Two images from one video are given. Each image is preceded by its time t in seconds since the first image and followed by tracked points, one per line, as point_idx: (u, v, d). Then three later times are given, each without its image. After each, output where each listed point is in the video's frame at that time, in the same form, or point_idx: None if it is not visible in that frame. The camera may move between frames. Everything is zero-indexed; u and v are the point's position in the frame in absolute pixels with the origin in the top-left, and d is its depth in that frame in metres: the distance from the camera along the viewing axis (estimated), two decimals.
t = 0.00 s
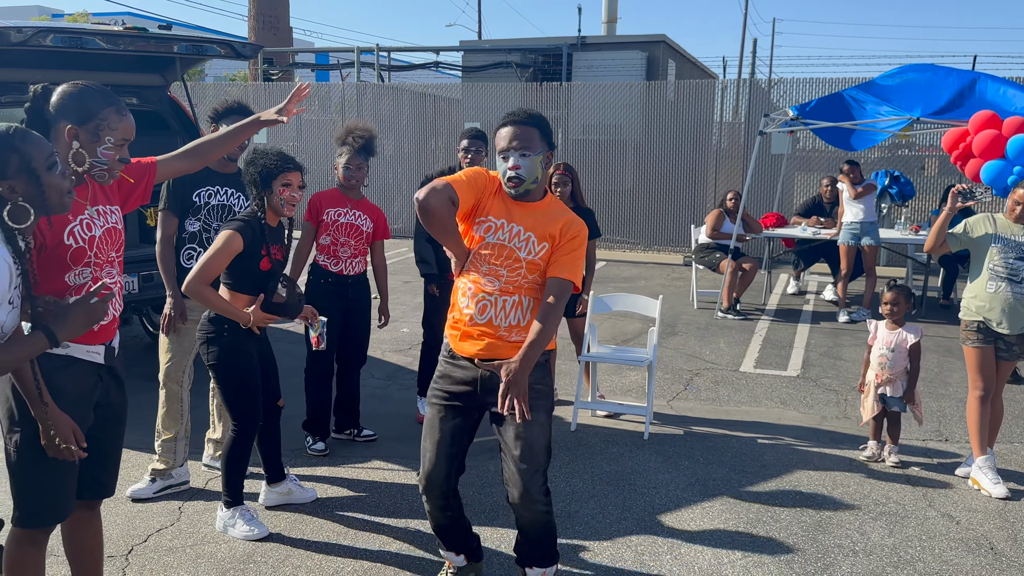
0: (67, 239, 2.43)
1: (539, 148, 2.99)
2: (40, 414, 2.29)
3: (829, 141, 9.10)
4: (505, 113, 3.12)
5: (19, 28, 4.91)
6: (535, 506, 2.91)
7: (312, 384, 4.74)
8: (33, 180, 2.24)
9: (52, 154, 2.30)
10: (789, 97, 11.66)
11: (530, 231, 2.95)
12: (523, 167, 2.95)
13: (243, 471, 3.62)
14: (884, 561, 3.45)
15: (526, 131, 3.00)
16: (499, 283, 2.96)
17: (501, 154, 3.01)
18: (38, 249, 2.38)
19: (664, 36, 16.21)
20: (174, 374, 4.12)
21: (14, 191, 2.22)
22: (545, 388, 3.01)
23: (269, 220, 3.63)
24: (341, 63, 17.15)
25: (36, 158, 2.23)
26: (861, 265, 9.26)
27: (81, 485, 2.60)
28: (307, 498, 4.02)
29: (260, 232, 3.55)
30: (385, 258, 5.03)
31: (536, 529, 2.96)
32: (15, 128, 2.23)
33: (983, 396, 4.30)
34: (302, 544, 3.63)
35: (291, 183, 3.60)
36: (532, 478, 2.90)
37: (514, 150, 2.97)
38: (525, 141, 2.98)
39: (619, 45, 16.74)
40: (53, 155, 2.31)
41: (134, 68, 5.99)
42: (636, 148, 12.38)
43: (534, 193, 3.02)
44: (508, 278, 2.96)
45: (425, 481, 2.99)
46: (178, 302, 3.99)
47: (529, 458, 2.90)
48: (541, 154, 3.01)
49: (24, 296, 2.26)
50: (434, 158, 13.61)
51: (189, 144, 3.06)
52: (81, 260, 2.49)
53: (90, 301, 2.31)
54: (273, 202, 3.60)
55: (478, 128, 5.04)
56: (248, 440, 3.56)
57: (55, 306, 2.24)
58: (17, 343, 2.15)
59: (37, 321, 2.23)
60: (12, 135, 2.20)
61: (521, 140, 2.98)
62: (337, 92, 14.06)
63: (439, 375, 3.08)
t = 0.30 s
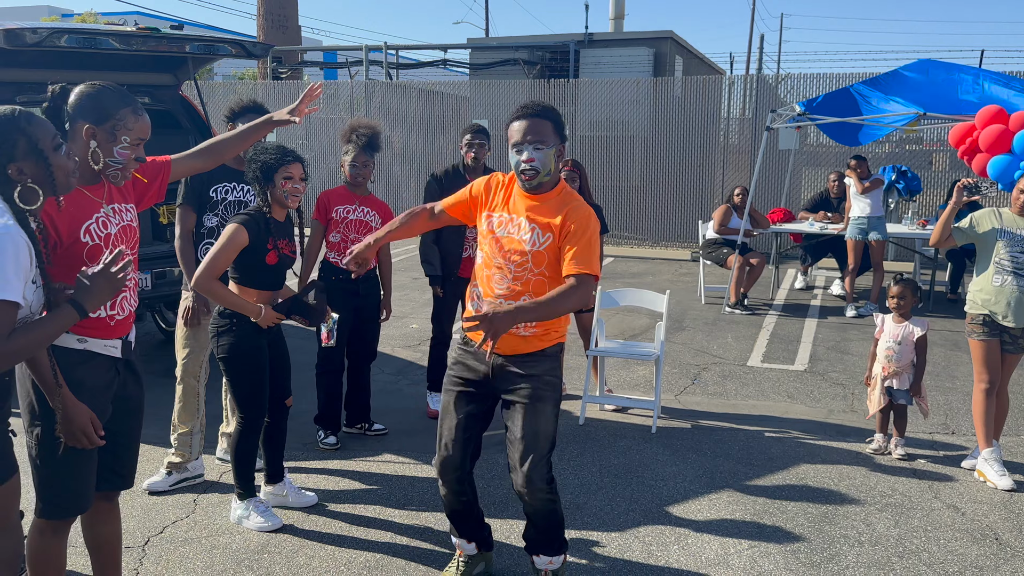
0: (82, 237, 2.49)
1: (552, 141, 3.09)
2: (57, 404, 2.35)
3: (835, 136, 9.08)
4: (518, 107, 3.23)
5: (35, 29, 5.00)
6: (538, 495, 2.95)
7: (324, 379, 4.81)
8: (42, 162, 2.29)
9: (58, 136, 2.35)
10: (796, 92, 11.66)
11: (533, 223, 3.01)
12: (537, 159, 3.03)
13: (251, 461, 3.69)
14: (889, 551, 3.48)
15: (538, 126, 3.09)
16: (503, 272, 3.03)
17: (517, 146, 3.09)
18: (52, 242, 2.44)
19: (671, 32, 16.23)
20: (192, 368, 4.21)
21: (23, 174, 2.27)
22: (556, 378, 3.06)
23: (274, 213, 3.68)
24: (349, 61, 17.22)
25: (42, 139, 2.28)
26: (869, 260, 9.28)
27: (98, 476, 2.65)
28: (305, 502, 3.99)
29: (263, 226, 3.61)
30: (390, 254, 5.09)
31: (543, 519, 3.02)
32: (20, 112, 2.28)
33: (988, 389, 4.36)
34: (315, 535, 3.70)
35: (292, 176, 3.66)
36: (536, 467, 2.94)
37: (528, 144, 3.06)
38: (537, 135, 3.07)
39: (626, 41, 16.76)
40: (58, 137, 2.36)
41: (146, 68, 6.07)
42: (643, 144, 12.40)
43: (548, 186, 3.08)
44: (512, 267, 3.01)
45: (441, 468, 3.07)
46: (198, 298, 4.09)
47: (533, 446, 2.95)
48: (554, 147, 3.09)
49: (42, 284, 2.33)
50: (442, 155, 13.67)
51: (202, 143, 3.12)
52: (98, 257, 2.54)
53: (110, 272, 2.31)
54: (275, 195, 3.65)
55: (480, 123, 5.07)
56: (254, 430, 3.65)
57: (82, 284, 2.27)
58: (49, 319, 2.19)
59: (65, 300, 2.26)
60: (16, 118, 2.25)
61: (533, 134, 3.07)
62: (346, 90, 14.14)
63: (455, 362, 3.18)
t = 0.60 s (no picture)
0: (95, 232, 2.54)
1: (537, 145, 3.13)
2: (66, 395, 2.40)
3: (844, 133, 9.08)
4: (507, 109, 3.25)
5: (48, 30, 5.08)
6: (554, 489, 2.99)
7: (333, 375, 4.87)
8: (33, 139, 2.36)
9: (48, 115, 2.42)
10: (804, 89, 11.66)
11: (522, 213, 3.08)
12: (523, 162, 3.09)
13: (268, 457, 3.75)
14: (892, 544, 3.51)
15: (524, 130, 3.13)
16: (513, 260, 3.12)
17: (505, 150, 3.14)
18: (61, 238, 2.48)
19: (678, 30, 16.23)
20: (206, 364, 4.27)
21: (17, 152, 2.33)
22: (577, 372, 3.08)
23: (282, 210, 3.77)
24: (357, 61, 17.30)
25: (34, 116, 2.35)
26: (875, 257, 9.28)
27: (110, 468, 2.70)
28: (309, 496, 4.03)
29: (271, 218, 3.72)
30: (400, 252, 5.13)
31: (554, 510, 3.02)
32: (8, 90, 2.33)
33: (992, 384, 4.36)
34: (325, 528, 3.75)
35: (298, 174, 3.71)
36: (548, 464, 2.95)
37: (514, 148, 3.11)
38: (524, 139, 3.12)
39: (633, 40, 16.78)
40: (47, 116, 2.42)
41: (157, 68, 6.14)
42: (650, 142, 12.43)
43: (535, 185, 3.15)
44: (503, 257, 3.07)
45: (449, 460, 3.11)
46: (216, 292, 4.14)
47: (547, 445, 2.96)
48: (541, 150, 3.14)
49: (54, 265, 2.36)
50: (449, 154, 13.72)
51: (208, 143, 3.15)
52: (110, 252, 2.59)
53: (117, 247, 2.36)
54: (282, 193, 3.73)
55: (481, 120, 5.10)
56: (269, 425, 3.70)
57: (90, 258, 2.30)
58: (63, 294, 2.20)
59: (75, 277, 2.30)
60: (8, 97, 2.30)
61: (520, 138, 3.12)
62: (353, 90, 14.21)
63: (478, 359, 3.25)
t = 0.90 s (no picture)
0: (96, 230, 2.60)
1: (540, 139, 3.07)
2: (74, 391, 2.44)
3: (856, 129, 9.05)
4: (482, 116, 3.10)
5: (57, 32, 5.15)
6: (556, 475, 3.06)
7: (338, 372, 4.92)
8: (42, 140, 2.39)
9: (57, 116, 2.45)
10: (811, 87, 11.63)
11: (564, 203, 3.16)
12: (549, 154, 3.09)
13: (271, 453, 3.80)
14: (892, 540, 3.53)
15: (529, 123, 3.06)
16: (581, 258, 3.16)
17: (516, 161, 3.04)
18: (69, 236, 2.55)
19: (685, 29, 16.22)
20: (212, 361, 4.32)
21: (27, 152, 2.36)
22: (576, 369, 3.13)
23: (294, 206, 3.83)
24: (365, 61, 17.36)
25: (43, 118, 2.38)
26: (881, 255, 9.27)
27: (114, 463, 2.75)
28: (313, 492, 4.07)
29: (284, 212, 3.76)
30: (404, 249, 5.17)
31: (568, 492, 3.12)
32: (19, 92, 2.37)
33: (994, 381, 4.35)
34: (329, 522, 3.80)
35: (308, 173, 3.77)
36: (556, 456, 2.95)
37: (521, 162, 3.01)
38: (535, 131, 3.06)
39: (640, 38, 16.78)
40: (57, 116, 2.46)
41: (165, 69, 6.21)
42: (657, 140, 12.43)
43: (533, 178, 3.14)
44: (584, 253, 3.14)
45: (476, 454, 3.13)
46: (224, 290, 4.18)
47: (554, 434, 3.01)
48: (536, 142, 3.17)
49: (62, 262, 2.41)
50: (456, 153, 13.76)
51: (208, 139, 3.13)
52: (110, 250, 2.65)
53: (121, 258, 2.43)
54: (294, 190, 3.79)
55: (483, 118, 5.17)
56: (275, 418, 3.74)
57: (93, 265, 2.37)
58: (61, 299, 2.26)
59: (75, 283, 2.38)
60: (16, 99, 2.34)
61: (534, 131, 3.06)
62: (361, 90, 14.26)
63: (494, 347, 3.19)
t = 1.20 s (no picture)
0: (84, 229, 2.64)
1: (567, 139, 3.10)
2: (63, 389, 2.50)
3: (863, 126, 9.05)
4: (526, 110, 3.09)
5: (59, 33, 5.22)
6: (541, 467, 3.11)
7: (336, 369, 4.98)
8: (58, 153, 2.47)
9: (71, 127, 2.53)
10: (816, 85, 11.61)
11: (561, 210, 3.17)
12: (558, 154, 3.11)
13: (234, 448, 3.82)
14: (878, 535, 3.55)
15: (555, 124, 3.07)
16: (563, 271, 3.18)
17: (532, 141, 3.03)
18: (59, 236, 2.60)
19: (690, 26, 16.23)
20: (209, 358, 4.38)
21: (41, 163, 2.44)
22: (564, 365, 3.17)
23: (299, 209, 3.94)
24: (371, 59, 17.42)
25: (58, 130, 2.47)
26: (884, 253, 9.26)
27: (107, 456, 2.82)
28: (308, 485, 4.13)
29: (292, 215, 3.88)
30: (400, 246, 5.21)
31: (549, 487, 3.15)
32: (33, 107, 2.47)
33: (987, 378, 4.36)
34: (322, 515, 3.85)
35: (312, 176, 3.88)
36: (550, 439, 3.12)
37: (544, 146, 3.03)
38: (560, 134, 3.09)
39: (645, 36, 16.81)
40: (72, 128, 2.54)
41: (168, 69, 6.28)
42: (661, 138, 12.44)
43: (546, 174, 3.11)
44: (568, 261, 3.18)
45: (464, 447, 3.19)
46: (221, 289, 4.26)
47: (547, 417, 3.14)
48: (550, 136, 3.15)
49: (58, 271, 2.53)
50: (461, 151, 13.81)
51: (196, 139, 3.21)
52: (99, 249, 2.70)
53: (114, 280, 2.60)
54: (296, 193, 3.90)
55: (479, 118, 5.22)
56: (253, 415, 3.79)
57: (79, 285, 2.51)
58: (42, 312, 2.41)
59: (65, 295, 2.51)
60: (32, 114, 2.44)
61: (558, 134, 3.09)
62: (366, 88, 14.32)
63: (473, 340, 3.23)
